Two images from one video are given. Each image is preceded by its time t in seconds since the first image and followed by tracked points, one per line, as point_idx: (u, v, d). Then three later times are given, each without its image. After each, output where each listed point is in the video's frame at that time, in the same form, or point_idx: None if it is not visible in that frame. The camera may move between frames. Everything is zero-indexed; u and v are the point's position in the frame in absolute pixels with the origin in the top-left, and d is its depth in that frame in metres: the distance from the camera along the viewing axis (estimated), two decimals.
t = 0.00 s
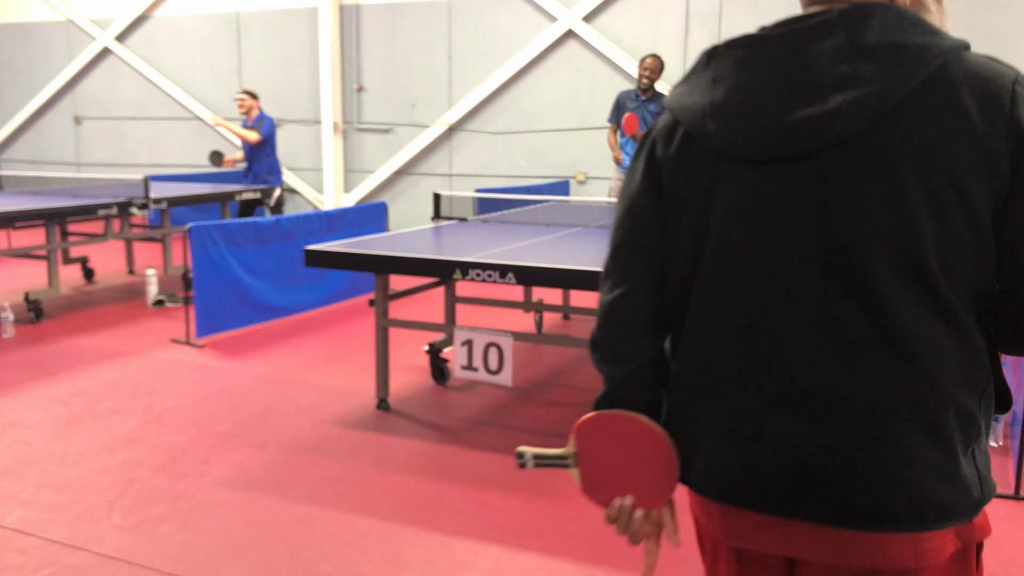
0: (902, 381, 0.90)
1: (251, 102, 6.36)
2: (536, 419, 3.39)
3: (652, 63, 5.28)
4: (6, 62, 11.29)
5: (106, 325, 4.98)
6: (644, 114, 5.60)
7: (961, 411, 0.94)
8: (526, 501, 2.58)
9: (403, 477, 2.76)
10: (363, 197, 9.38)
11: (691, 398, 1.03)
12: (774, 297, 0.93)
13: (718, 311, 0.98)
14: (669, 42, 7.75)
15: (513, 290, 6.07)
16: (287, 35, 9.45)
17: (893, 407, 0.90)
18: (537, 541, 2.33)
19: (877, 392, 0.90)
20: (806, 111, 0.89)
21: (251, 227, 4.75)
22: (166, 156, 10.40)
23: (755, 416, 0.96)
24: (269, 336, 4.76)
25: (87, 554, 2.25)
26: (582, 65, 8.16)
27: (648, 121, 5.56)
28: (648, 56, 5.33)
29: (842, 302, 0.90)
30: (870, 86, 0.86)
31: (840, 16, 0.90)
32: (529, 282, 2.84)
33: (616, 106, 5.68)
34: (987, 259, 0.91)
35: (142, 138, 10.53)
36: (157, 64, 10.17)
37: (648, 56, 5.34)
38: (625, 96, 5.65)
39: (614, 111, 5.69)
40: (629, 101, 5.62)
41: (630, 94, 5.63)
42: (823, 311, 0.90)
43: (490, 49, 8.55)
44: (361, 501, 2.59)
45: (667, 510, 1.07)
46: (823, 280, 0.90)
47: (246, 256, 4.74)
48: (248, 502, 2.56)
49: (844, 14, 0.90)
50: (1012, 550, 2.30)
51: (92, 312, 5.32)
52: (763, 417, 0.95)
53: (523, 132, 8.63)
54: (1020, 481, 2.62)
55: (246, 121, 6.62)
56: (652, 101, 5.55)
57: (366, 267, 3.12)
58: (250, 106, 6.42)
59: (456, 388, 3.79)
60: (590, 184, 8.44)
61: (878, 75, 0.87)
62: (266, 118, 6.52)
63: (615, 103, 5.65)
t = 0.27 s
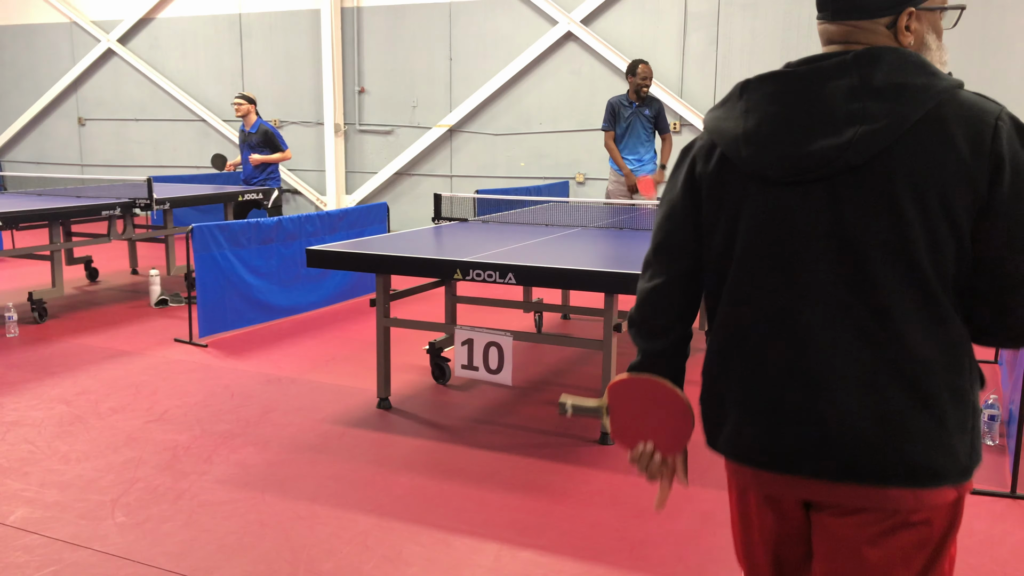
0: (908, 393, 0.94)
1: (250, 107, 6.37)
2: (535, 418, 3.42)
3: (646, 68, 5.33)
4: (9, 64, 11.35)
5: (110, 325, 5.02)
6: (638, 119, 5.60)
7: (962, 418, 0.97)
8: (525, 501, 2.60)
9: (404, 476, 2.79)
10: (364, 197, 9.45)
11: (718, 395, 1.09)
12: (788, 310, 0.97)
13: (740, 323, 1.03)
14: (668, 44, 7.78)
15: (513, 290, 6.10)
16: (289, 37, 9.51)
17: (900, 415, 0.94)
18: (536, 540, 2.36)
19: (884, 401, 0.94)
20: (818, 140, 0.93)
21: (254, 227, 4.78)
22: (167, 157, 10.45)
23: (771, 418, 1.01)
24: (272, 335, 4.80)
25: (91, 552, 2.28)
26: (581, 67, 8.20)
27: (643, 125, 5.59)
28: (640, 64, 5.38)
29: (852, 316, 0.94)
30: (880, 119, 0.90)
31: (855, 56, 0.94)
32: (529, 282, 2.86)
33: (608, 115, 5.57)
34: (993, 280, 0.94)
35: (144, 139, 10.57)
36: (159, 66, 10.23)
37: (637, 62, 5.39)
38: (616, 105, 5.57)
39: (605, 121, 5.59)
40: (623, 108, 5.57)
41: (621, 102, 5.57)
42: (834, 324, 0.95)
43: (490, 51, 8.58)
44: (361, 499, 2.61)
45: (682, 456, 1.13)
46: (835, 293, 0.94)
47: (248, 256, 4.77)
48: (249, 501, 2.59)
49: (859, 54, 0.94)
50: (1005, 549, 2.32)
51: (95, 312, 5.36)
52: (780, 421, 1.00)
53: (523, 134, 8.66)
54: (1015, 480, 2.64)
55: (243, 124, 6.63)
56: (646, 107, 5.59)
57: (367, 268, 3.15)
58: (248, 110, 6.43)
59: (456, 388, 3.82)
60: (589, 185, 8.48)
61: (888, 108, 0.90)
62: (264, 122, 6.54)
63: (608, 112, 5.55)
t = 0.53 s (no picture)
0: (915, 338, 1.07)
1: (248, 110, 6.38)
2: (535, 418, 3.42)
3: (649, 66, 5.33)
4: (9, 64, 11.35)
5: (110, 325, 5.02)
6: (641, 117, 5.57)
7: (960, 361, 1.11)
8: (525, 501, 2.60)
9: (404, 477, 2.79)
10: (364, 197, 9.44)
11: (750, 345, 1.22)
12: (809, 266, 1.10)
13: (768, 278, 1.15)
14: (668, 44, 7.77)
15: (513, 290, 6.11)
16: (289, 37, 9.51)
17: (906, 359, 1.07)
18: (536, 540, 2.35)
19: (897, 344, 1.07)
20: (838, 118, 1.06)
21: (254, 226, 4.78)
22: (167, 157, 10.44)
23: (793, 364, 1.13)
24: (272, 335, 4.80)
25: (90, 551, 2.28)
26: (581, 67, 8.20)
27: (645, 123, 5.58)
28: (643, 62, 5.33)
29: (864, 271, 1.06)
30: (892, 99, 1.03)
31: (869, 45, 1.07)
32: (529, 282, 2.86)
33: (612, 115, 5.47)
34: (987, 240, 1.07)
35: (144, 139, 10.57)
36: (159, 66, 10.23)
37: (636, 61, 5.35)
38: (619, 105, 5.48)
39: (609, 121, 5.49)
40: (628, 107, 5.50)
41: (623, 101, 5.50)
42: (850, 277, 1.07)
43: (490, 51, 8.59)
44: (361, 499, 2.61)
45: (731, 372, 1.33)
46: (852, 252, 1.07)
47: (248, 255, 4.77)
48: (249, 501, 2.59)
49: (872, 43, 1.07)
50: (1006, 549, 2.32)
51: (95, 312, 5.36)
52: (803, 366, 1.12)
53: (523, 133, 8.65)
54: (1016, 480, 2.64)
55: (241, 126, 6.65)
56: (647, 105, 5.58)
57: (367, 267, 3.15)
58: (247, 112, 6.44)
59: (456, 388, 3.82)
60: (589, 185, 8.48)
61: (899, 90, 1.03)
62: (263, 123, 6.55)
63: (613, 112, 5.46)
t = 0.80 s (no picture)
0: (952, 343, 1.12)
1: (246, 105, 6.40)
2: (535, 418, 3.42)
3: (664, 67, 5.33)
4: (10, 64, 11.34)
5: (110, 325, 5.01)
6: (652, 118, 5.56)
7: (999, 367, 1.16)
8: (526, 501, 2.60)
9: (403, 477, 2.78)
10: (364, 197, 9.43)
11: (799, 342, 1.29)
12: (855, 271, 1.15)
13: (816, 279, 1.22)
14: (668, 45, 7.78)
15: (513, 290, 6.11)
16: (289, 37, 9.51)
17: (941, 363, 1.13)
18: (536, 540, 2.35)
19: (933, 350, 1.13)
20: (889, 133, 1.10)
21: (254, 227, 4.78)
22: (167, 156, 10.44)
23: (835, 359, 1.19)
24: (272, 335, 4.80)
25: (89, 552, 2.28)
26: (581, 67, 8.21)
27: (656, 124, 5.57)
28: (658, 63, 5.32)
29: (906, 280, 1.12)
30: (942, 119, 1.07)
31: (924, 66, 1.11)
32: (529, 282, 2.86)
33: (624, 114, 5.45)
34: None
35: (144, 139, 10.57)
36: (159, 66, 10.23)
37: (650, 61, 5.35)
38: (631, 103, 5.47)
39: (620, 119, 5.47)
40: (640, 106, 5.49)
41: (635, 100, 5.49)
42: (889, 285, 1.13)
43: (490, 51, 8.59)
44: (361, 499, 2.61)
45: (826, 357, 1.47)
46: (895, 258, 1.12)
47: (248, 256, 4.77)
48: (249, 501, 2.59)
49: (928, 65, 1.11)
50: (1006, 549, 2.32)
51: (95, 312, 5.36)
52: (844, 362, 1.18)
53: (523, 133, 8.66)
54: (1015, 480, 2.64)
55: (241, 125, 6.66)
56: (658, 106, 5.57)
57: (367, 267, 3.15)
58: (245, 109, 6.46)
59: (456, 388, 3.82)
60: (589, 185, 8.48)
61: (950, 110, 1.08)
62: (261, 119, 6.56)
63: (624, 111, 5.44)
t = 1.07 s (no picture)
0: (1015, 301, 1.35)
1: (245, 111, 6.38)
2: (535, 418, 3.42)
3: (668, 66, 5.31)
4: (10, 64, 11.33)
5: (110, 325, 5.01)
6: (654, 116, 5.56)
7: None
8: (526, 501, 2.60)
9: (403, 477, 2.78)
10: (364, 198, 9.41)
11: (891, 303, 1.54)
12: (935, 242, 1.41)
13: (906, 249, 1.47)
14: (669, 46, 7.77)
15: (513, 290, 6.12)
16: (289, 38, 9.51)
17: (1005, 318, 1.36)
18: (536, 540, 2.35)
19: (998, 306, 1.36)
20: (963, 129, 1.35)
21: (254, 226, 4.78)
22: (167, 156, 10.44)
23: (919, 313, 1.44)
24: (272, 335, 4.80)
25: (87, 553, 2.26)
26: (581, 66, 8.21)
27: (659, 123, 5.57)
28: (662, 61, 5.30)
29: (970, 245, 1.37)
30: (1016, 118, 1.29)
31: (1004, 69, 1.34)
32: (529, 282, 2.86)
33: (626, 111, 5.47)
34: None
35: (144, 139, 10.56)
36: (159, 66, 10.23)
37: (654, 59, 5.33)
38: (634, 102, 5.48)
39: (623, 117, 5.48)
40: (642, 104, 5.49)
41: (638, 98, 5.49)
42: (957, 250, 1.38)
43: (490, 51, 8.59)
44: (361, 500, 2.60)
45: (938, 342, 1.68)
46: (970, 234, 1.36)
47: (249, 255, 4.77)
48: (249, 501, 2.59)
49: (1007, 68, 1.34)
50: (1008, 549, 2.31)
51: (96, 312, 5.36)
52: (927, 316, 1.43)
53: (523, 133, 8.66)
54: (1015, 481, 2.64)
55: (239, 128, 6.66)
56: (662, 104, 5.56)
57: (366, 267, 3.15)
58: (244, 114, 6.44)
59: (456, 388, 3.82)
60: (590, 185, 8.48)
61: None
62: (260, 124, 6.56)
63: (627, 109, 5.45)
